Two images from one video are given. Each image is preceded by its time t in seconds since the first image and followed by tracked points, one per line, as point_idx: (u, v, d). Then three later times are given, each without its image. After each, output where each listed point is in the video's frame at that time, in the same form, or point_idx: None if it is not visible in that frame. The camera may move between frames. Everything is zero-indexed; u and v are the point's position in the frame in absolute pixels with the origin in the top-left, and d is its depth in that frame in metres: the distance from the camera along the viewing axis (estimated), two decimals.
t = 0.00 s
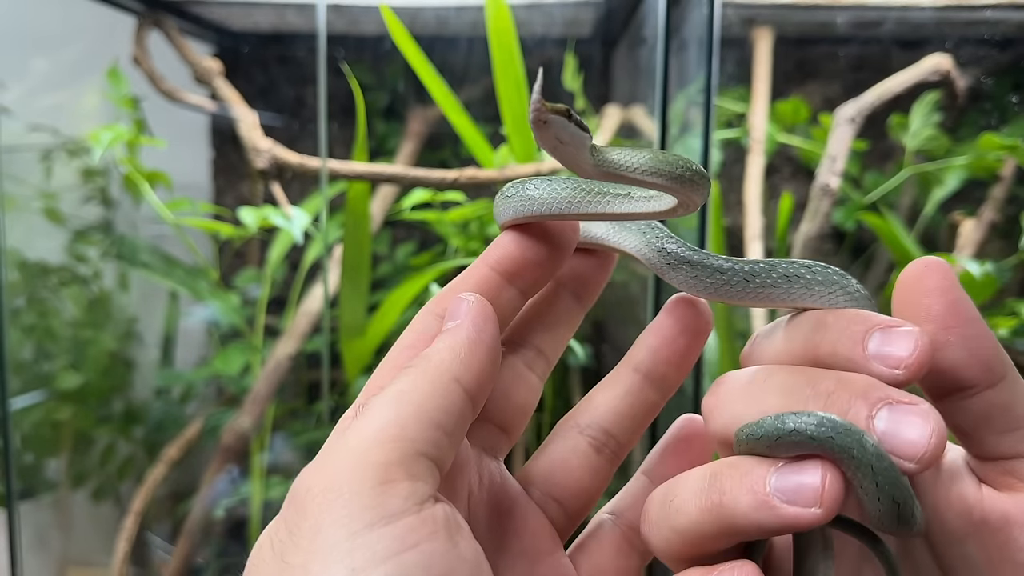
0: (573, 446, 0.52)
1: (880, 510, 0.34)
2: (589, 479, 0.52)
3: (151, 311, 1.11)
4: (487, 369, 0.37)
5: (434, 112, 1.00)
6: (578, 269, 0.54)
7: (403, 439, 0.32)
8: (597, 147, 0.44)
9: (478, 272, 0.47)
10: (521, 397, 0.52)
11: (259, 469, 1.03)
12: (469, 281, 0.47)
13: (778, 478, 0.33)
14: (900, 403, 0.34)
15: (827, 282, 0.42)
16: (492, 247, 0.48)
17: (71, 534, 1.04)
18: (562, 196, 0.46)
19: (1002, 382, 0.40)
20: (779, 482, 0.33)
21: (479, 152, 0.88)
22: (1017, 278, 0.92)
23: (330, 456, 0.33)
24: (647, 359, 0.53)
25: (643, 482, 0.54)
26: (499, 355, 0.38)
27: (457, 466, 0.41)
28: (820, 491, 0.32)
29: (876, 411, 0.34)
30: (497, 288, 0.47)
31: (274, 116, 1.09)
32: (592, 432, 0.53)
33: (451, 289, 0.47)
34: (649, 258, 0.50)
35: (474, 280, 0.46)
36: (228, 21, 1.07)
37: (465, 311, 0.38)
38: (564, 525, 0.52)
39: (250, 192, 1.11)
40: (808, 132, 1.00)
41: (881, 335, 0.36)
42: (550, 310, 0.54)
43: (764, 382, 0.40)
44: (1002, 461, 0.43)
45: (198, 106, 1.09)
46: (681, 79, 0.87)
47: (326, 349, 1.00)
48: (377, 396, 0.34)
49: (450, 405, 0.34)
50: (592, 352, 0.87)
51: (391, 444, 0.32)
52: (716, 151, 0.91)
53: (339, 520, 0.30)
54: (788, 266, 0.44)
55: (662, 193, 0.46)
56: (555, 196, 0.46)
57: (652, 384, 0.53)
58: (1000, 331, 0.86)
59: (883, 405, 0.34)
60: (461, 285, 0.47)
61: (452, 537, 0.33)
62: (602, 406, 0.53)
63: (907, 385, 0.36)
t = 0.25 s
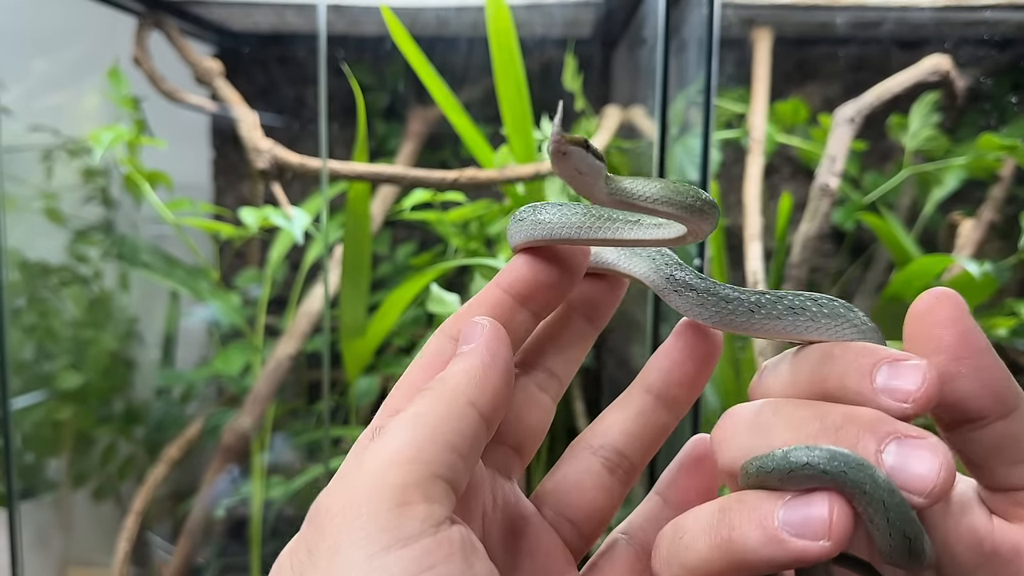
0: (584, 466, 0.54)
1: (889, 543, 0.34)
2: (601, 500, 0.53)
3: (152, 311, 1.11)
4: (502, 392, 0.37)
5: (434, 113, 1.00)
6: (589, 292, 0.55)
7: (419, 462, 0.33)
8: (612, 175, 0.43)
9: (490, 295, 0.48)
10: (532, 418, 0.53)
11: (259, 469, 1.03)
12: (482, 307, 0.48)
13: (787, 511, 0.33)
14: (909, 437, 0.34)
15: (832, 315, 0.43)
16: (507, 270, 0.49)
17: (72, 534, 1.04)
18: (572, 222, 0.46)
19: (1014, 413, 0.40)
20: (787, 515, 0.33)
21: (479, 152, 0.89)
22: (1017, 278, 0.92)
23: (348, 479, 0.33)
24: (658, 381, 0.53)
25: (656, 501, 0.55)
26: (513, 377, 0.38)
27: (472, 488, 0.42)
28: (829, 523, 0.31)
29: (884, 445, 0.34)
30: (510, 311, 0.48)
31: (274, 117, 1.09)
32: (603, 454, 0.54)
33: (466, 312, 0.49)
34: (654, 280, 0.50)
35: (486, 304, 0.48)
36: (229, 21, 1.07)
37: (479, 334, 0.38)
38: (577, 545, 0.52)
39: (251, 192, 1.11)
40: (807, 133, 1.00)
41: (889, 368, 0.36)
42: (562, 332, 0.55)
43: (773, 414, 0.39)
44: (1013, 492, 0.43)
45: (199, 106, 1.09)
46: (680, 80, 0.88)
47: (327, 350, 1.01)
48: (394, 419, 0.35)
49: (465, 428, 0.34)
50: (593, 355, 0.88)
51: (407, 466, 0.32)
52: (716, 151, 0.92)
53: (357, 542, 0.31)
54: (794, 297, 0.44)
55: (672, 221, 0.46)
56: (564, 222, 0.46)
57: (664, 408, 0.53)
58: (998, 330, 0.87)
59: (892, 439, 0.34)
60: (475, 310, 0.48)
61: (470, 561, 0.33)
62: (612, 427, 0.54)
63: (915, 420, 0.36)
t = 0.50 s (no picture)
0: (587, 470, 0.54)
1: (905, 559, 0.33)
2: (606, 505, 0.53)
3: (151, 311, 1.11)
4: (511, 399, 0.37)
5: (434, 113, 1.00)
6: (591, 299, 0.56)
7: (428, 468, 0.33)
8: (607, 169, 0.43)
9: (495, 299, 0.49)
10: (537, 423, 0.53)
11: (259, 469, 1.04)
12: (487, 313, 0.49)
13: (799, 520, 0.32)
14: (915, 447, 0.33)
15: (839, 324, 0.42)
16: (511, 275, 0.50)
17: (72, 534, 1.04)
18: (575, 221, 0.46)
19: (1017, 423, 0.40)
20: (798, 526, 0.32)
21: (479, 152, 0.88)
22: (1017, 278, 0.93)
23: (358, 483, 0.33)
24: (661, 386, 0.53)
25: (658, 508, 0.55)
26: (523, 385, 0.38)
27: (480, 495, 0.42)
28: (841, 531, 0.31)
29: (891, 455, 0.34)
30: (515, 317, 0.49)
31: (274, 117, 1.09)
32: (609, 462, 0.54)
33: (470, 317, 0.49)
34: (655, 285, 0.49)
35: (491, 308, 0.48)
36: (229, 20, 1.07)
37: (489, 342, 0.38)
38: (582, 551, 0.53)
39: (251, 192, 1.11)
40: (807, 133, 1.00)
41: (897, 378, 0.36)
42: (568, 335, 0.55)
43: (780, 424, 0.39)
44: (1017, 502, 0.42)
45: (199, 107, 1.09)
46: (680, 80, 0.89)
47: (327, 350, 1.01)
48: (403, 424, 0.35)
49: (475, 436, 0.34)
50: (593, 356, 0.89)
51: (416, 472, 0.32)
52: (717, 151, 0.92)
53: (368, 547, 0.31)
54: (798, 307, 0.43)
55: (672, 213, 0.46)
56: (568, 221, 0.46)
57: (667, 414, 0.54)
58: (998, 331, 0.88)
59: (899, 448, 0.34)
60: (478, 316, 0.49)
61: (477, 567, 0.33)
62: (616, 432, 0.54)
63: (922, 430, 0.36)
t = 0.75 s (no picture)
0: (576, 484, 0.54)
1: None
2: (595, 515, 0.54)
3: (152, 311, 1.11)
4: (502, 414, 0.38)
5: (434, 114, 1.01)
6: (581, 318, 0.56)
7: (422, 483, 0.33)
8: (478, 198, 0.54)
9: (486, 311, 0.49)
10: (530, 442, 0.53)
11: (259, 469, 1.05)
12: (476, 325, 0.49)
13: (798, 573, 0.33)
14: (899, 495, 0.34)
15: (807, 370, 0.42)
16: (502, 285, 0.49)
17: (73, 534, 1.03)
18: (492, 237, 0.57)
19: (986, 462, 0.42)
20: None
21: (479, 152, 0.91)
22: (1017, 278, 0.93)
23: (352, 500, 0.34)
24: (653, 399, 0.54)
25: (652, 518, 0.54)
26: (514, 400, 0.39)
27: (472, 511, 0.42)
28: None
29: (875, 506, 0.34)
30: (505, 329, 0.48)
31: (274, 117, 1.09)
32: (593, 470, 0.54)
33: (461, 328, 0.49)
34: (630, 319, 0.51)
35: (483, 320, 0.49)
36: (229, 21, 1.07)
37: (480, 356, 0.39)
38: (573, 560, 0.53)
39: (252, 192, 1.11)
40: (807, 133, 1.00)
41: (894, 434, 0.37)
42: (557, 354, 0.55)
43: (766, 471, 0.39)
44: (999, 541, 0.43)
45: (199, 107, 1.09)
46: (679, 81, 0.89)
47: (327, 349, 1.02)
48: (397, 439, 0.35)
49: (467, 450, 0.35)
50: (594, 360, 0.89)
51: (411, 487, 0.33)
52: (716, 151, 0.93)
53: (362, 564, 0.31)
54: (764, 353, 0.44)
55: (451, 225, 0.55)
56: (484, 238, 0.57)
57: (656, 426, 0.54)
58: (998, 331, 0.91)
59: (882, 498, 0.34)
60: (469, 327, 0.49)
61: None
62: (608, 444, 0.55)
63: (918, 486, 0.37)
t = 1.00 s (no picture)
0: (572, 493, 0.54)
1: None
2: (595, 522, 0.54)
3: (153, 312, 1.10)
4: (513, 424, 0.38)
5: (434, 114, 1.01)
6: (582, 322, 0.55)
7: (436, 492, 0.34)
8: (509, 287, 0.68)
9: (494, 322, 0.50)
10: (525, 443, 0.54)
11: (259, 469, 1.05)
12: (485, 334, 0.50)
13: None
14: (885, 550, 0.33)
15: (750, 378, 0.44)
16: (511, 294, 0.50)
17: (73, 535, 1.04)
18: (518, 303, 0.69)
19: (963, 499, 0.41)
20: None
21: (479, 152, 0.92)
22: (1017, 278, 0.93)
23: (367, 512, 0.35)
24: (651, 406, 0.53)
25: (655, 525, 0.54)
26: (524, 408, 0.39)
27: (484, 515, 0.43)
28: None
29: (863, 559, 0.33)
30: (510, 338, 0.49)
31: (275, 117, 1.06)
32: (589, 476, 0.54)
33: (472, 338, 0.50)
34: (599, 306, 0.50)
35: (491, 330, 0.49)
36: (229, 21, 1.05)
37: (490, 365, 0.40)
38: (575, 567, 0.53)
39: (252, 194, 1.08)
40: (806, 133, 0.99)
41: (878, 477, 0.35)
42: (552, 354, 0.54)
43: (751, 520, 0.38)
44: None
45: (200, 107, 1.06)
46: (679, 81, 0.90)
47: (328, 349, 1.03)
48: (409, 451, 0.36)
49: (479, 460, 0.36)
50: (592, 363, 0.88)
51: (424, 497, 0.33)
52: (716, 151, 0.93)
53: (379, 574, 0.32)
54: (721, 354, 0.46)
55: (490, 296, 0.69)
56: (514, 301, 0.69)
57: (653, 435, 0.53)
58: (998, 331, 0.91)
59: (869, 552, 0.33)
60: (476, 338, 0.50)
61: None
62: (606, 450, 0.54)
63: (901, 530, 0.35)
